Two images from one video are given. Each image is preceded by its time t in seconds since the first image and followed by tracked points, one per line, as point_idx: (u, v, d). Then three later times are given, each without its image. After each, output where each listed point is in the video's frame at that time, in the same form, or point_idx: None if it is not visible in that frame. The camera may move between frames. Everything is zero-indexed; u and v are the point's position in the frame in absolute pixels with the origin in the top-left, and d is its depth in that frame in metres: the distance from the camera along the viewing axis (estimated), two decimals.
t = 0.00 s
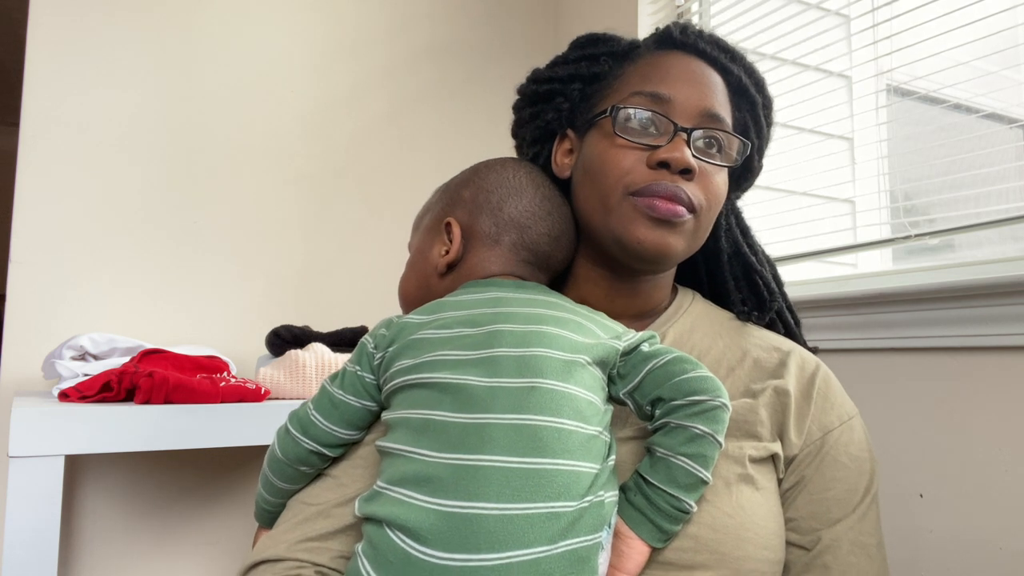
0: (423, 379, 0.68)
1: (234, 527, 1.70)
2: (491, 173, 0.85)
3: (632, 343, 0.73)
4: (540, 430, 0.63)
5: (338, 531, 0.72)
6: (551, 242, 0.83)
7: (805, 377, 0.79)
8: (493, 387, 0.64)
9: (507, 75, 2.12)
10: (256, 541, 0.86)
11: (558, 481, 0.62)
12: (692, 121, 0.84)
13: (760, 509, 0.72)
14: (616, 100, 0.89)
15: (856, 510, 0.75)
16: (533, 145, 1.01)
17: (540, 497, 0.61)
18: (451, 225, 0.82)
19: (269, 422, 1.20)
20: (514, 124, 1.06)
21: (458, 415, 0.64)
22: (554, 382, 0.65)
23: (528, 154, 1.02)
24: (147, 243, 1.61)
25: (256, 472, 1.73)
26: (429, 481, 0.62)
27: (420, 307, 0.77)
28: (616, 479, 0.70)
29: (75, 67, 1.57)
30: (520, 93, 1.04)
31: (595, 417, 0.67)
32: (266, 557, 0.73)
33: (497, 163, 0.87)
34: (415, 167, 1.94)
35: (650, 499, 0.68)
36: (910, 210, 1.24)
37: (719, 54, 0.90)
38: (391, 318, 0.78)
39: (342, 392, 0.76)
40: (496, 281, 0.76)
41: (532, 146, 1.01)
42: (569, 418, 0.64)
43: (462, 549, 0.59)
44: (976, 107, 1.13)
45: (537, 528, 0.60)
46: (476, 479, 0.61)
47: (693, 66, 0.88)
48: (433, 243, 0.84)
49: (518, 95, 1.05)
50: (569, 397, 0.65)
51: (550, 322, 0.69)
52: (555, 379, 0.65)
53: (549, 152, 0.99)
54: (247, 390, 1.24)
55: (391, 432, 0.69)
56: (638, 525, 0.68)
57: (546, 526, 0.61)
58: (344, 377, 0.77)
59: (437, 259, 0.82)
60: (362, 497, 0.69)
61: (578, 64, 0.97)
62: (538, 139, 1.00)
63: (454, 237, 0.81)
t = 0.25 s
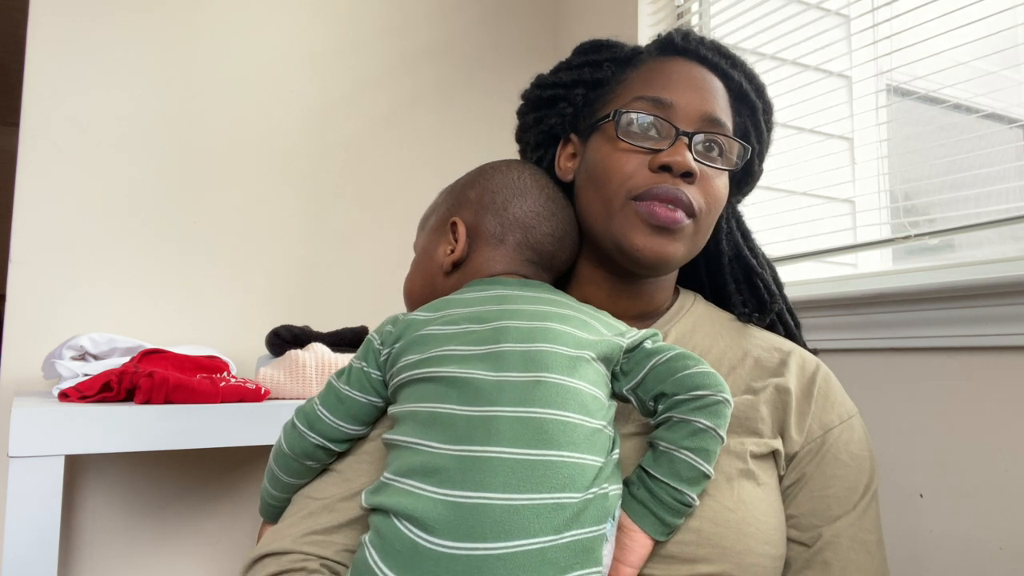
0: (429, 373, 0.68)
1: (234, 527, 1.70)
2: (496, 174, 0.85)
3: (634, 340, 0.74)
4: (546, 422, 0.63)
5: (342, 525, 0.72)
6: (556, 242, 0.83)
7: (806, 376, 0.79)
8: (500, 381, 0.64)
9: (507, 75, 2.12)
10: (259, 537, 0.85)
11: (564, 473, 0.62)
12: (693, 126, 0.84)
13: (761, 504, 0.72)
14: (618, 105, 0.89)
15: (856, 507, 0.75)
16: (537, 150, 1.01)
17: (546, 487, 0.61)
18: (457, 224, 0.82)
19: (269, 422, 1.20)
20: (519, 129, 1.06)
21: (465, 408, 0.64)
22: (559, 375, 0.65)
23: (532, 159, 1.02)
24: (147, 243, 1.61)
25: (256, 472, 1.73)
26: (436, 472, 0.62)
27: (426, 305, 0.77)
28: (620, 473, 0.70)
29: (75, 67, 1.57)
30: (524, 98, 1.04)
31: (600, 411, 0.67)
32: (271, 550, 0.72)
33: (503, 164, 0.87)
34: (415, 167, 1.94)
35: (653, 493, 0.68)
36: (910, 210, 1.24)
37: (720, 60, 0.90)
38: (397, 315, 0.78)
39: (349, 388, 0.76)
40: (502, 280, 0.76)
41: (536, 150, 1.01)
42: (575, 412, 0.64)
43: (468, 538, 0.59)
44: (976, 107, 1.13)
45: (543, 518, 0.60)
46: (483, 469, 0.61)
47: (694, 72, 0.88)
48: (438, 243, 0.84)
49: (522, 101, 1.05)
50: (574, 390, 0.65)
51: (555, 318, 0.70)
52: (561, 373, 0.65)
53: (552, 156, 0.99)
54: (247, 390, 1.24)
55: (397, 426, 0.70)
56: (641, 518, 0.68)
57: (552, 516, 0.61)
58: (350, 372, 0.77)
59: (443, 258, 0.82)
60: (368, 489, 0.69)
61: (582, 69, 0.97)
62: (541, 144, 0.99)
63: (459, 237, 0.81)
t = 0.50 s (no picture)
0: (431, 371, 0.68)
1: (234, 527, 1.70)
2: (498, 172, 0.85)
3: (636, 339, 0.74)
4: (548, 421, 0.63)
5: (344, 523, 0.72)
6: (558, 241, 0.83)
7: (808, 377, 0.79)
8: (502, 379, 0.64)
9: (507, 75, 2.12)
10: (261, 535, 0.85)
11: (566, 471, 0.62)
12: (696, 126, 0.84)
13: (763, 504, 0.72)
14: (621, 106, 0.89)
15: (857, 507, 0.75)
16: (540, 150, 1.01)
17: (548, 486, 0.61)
18: (459, 222, 0.82)
19: (269, 422, 1.20)
20: (521, 128, 1.06)
21: (467, 406, 0.64)
22: (562, 374, 0.65)
23: (534, 158, 1.02)
24: (147, 242, 1.61)
25: (256, 472, 1.73)
26: (438, 470, 0.62)
27: (428, 303, 0.77)
28: (621, 472, 0.70)
29: (75, 67, 1.56)
30: (528, 98, 1.04)
31: (602, 410, 0.67)
32: (272, 548, 0.72)
33: (505, 163, 0.87)
34: (415, 168, 1.94)
35: (655, 492, 0.68)
36: (910, 210, 1.24)
37: (723, 60, 0.90)
38: (399, 313, 0.78)
39: (350, 385, 0.76)
40: (503, 279, 0.76)
41: (539, 149, 1.01)
42: (577, 410, 0.64)
43: (470, 536, 0.59)
44: (976, 107, 1.13)
45: (545, 516, 0.60)
46: (485, 468, 0.61)
47: (697, 73, 0.88)
48: (440, 241, 0.84)
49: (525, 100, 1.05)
50: (576, 389, 0.65)
51: (557, 317, 0.70)
52: (563, 372, 0.65)
53: (555, 156, 0.99)
54: (247, 390, 1.24)
55: (399, 424, 0.69)
56: (642, 517, 0.68)
57: (554, 514, 0.61)
58: (352, 370, 0.77)
59: (445, 257, 0.82)
60: (369, 487, 0.69)
61: (585, 69, 0.97)
62: (544, 144, 0.99)
63: (461, 235, 0.81)
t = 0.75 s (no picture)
0: (427, 376, 0.68)
1: (234, 527, 1.70)
2: (494, 171, 0.85)
3: (635, 341, 0.74)
4: (544, 427, 0.63)
5: (339, 528, 0.72)
6: (555, 240, 0.83)
7: (808, 377, 0.79)
8: (498, 385, 0.64)
9: (507, 74, 2.12)
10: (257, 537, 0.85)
11: (562, 478, 0.62)
12: (695, 122, 0.84)
13: (763, 507, 0.72)
14: (619, 101, 0.89)
15: (858, 508, 0.75)
16: (537, 145, 1.01)
17: (544, 493, 0.61)
18: (454, 222, 0.82)
19: (269, 421, 1.20)
20: (518, 123, 1.06)
21: (463, 412, 0.64)
22: (558, 379, 0.65)
23: (532, 154, 1.02)
24: (147, 243, 1.61)
25: (256, 472, 1.73)
26: (433, 478, 0.62)
27: (424, 305, 0.77)
28: (620, 477, 0.70)
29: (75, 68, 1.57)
30: (524, 94, 1.04)
31: (599, 414, 0.67)
32: (266, 553, 0.72)
33: (501, 161, 0.87)
34: (415, 168, 1.94)
35: (654, 497, 0.68)
36: (910, 210, 1.24)
37: (722, 55, 0.89)
38: (394, 315, 0.78)
39: (345, 389, 0.76)
40: (500, 279, 0.76)
41: (536, 146, 1.01)
42: (573, 416, 0.64)
43: (465, 545, 0.59)
44: (976, 107, 1.13)
45: (541, 524, 0.60)
46: (480, 476, 0.61)
47: (696, 67, 0.88)
48: (436, 241, 0.84)
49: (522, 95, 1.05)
50: (573, 394, 0.65)
51: (553, 320, 0.70)
52: (559, 377, 0.65)
53: (552, 152, 0.99)
54: (247, 390, 1.24)
55: (395, 429, 0.69)
56: (641, 523, 0.68)
57: (551, 522, 0.61)
58: (347, 374, 0.77)
59: (441, 256, 0.82)
60: (365, 493, 0.69)
61: (582, 64, 0.97)
62: (542, 140, 0.99)
63: (457, 234, 0.81)
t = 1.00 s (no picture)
0: (419, 382, 0.68)
1: (234, 527, 1.70)
2: (486, 170, 0.85)
3: (630, 343, 0.73)
4: (537, 434, 0.63)
5: (333, 534, 0.72)
6: (548, 240, 0.83)
7: (806, 376, 0.79)
8: (490, 391, 0.64)
9: (507, 74, 2.12)
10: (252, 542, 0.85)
11: (554, 486, 0.62)
12: (687, 117, 0.84)
13: (761, 510, 0.72)
14: (611, 96, 0.89)
15: (857, 509, 0.75)
16: (530, 142, 1.01)
17: (537, 502, 0.61)
18: (446, 222, 0.82)
19: (268, 422, 1.20)
20: (510, 120, 1.06)
21: (454, 419, 0.64)
22: (550, 385, 0.65)
23: (525, 151, 1.02)
24: (147, 243, 1.61)
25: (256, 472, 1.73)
26: (424, 487, 0.62)
27: (416, 307, 0.77)
28: (615, 483, 0.70)
29: (75, 68, 1.57)
30: (515, 90, 1.04)
31: (593, 420, 0.67)
32: (260, 560, 0.73)
33: (493, 160, 0.87)
34: (415, 168, 1.94)
35: (650, 504, 0.68)
36: (910, 210, 1.24)
37: (715, 47, 0.89)
38: (386, 318, 0.77)
39: (337, 394, 0.76)
40: (492, 281, 0.76)
41: (529, 143, 1.01)
42: (566, 422, 0.64)
43: (457, 556, 0.59)
44: (976, 108, 1.13)
45: (534, 533, 0.61)
46: (471, 485, 0.61)
47: (688, 60, 0.88)
48: (428, 241, 0.84)
49: (513, 92, 1.05)
50: (565, 400, 0.65)
51: (546, 323, 0.69)
52: (552, 383, 0.65)
53: (545, 149, 0.99)
54: (247, 390, 1.24)
55: (387, 435, 0.69)
56: (637, 530, 0.68)
57: (543, 531, 0.61)
58: (338, 379, 0.77)
59: (433, 257, 0.82)
60: (357, 501, 0.69)
61: (574, 59, 0.97)
62: (535, 137, 0.99)
63: (449, 234, 0.81)
